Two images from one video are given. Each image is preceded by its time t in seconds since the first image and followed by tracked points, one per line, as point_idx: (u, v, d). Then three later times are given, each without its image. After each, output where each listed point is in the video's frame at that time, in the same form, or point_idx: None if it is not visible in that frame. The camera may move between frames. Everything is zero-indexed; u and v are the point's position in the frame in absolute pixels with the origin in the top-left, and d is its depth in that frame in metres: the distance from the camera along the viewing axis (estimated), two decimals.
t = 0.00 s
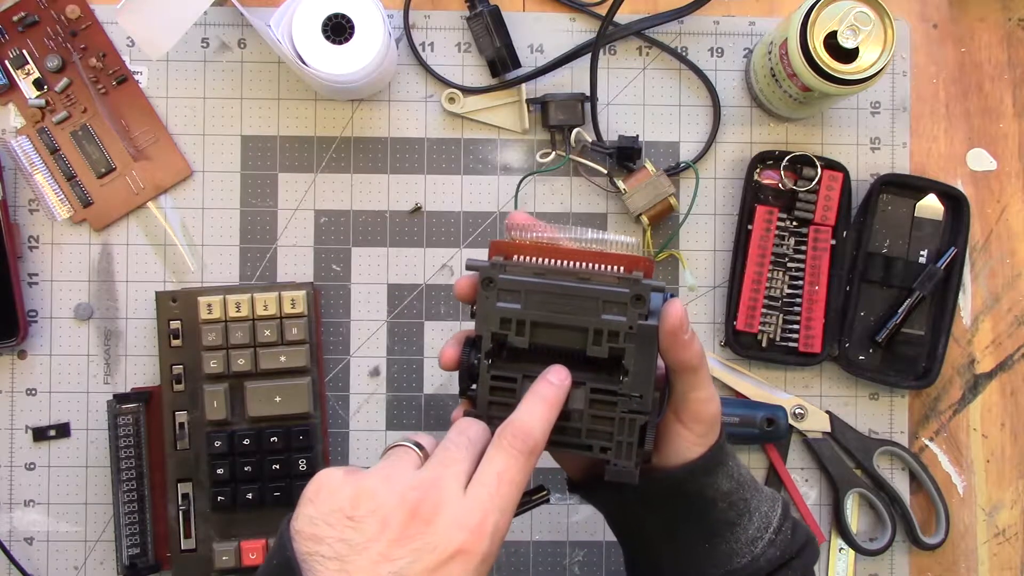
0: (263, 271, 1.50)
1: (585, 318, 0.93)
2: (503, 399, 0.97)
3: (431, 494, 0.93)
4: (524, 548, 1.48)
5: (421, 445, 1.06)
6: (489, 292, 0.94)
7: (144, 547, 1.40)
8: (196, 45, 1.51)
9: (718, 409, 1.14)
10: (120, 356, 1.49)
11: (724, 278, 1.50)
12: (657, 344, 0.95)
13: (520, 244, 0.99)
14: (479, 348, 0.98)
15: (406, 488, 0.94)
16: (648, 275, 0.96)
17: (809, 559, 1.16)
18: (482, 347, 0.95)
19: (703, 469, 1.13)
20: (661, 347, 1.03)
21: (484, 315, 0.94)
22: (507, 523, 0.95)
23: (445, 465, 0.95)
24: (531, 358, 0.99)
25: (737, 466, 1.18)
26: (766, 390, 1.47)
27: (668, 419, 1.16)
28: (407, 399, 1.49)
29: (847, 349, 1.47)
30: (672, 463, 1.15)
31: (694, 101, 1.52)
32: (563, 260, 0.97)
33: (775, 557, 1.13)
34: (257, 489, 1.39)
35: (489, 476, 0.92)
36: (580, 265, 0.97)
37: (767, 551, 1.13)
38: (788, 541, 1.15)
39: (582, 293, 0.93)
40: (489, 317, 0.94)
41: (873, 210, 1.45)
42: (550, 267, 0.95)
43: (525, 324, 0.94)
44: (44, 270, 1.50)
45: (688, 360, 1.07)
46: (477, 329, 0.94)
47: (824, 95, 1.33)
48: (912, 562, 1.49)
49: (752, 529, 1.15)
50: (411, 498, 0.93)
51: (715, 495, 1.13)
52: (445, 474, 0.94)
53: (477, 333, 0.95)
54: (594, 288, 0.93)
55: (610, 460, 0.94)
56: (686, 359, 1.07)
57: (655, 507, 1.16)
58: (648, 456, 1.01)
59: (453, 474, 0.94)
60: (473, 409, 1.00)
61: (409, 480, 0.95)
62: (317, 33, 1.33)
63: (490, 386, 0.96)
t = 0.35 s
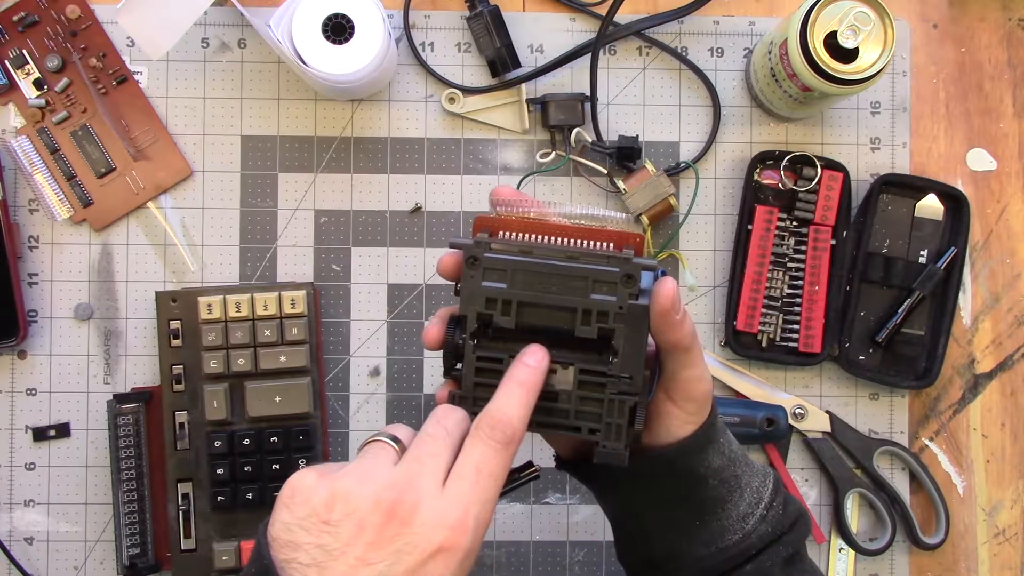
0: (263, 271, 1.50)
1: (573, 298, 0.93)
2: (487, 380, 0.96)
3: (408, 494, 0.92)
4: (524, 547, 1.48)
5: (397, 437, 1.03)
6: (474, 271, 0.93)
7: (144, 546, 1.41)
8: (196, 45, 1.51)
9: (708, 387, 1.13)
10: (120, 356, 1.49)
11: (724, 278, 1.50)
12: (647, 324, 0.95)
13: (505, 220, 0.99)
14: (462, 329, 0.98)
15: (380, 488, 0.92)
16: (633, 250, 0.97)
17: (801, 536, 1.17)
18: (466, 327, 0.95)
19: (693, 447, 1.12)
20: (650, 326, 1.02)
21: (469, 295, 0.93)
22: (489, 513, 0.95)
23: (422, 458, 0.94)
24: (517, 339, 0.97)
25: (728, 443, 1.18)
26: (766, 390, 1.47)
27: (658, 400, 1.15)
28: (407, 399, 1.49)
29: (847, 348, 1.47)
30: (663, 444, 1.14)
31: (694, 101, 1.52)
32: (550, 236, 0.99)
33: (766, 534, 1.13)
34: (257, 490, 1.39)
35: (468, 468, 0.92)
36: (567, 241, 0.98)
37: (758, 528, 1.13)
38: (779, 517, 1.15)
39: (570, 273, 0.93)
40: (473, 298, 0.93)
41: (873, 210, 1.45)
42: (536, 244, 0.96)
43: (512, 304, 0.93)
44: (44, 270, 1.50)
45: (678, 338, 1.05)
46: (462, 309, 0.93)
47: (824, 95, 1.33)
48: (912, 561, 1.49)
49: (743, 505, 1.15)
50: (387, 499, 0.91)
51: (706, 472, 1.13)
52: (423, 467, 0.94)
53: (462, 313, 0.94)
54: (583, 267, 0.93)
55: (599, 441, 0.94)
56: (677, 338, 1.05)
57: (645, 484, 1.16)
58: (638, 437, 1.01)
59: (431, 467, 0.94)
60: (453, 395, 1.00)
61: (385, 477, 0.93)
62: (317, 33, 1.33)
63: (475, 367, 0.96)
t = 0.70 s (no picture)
0: (263, 271, 1.50)
1: (594, 320, 0.92)
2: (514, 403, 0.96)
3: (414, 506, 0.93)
4: (524, 547, 1.48)
5: (416, 456, 1.06)
6: (493, 299, 0.93)
7: (145, 547, 1.41)
8: (196, 45, 1.51)
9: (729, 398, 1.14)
10: (120, 356, 1.49)
11: (724, 278, 1.50)
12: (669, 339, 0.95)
13: (520, 245, 0.99)
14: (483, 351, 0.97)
15: (389, 499, 0.93)
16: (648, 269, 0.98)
17: (818, 537, 1.16)
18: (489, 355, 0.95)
19: (714, 449, 1.13)
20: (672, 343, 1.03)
21: (490, 323, 0.93)
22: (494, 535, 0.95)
23: (434, 473, 0.96)
24: (542, 362, 0.97)
25: (749, 441, 1.18)
26: (766, 390, 1.47)
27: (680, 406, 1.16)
28: (407, 399, 1.49)
29: (847, 349, 1.47)
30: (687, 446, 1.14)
31: (694, 101, 1.52)
32: (568, 258, 0.99)
33: (786, 532, 1.13)
34: (257, 490, 1.39)
35: (474, 484, 0.93)
36: (582, 263, 0.98)
37: (778, 526, 1.13)
38: (799, 516, 1.15)
39: (588, 295, 0.92)
40: (493, 323, 0.93)
41: (873, 210, 1.45)
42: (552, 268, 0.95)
43: (533, 329, 0.93)
44: (44, 270, 1.50)
45: (700, 353, 1.06)
46: (483, 337, 0.93)
47: (824, 95, 1.33)
48: (912, 562, 1.49)
49: (763, 504, 1.14)
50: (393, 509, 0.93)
51: (729, 470, 1.13)
52: (433, 482, 0.95)
53: (484, 340, 0.94)
54: (601, 289, 0.92)
55: (627, 454, 0.94)
56: (698, 352, 1.06)
57: (668, 482, 1.16)
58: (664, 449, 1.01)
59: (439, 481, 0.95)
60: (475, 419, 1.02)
61: (396, 488, 0.95)
62: (317, 33, 1.33)
63: (501, 390, 0.96)
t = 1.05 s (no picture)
0: (263, 271, 1.50)
1: (587, 315, 0.92)
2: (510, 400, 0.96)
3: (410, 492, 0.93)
4: (524, 547, 1.48)
5: (411, 447, 1.06)
6: (490, 294, 0.94)
7: (144, 547, 1.40)
8: (196, 45, 1.51)
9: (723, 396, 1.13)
10: (120, 356, 1.49)
11: (724, 278, 1.50)
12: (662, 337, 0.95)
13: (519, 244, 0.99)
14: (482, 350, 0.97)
15: (381, 488, 0.94)
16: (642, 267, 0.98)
17: (815, 540, 1.16)
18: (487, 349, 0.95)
19: (710, 451, 1.12)
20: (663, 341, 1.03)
21: (486, 318, 0.93)
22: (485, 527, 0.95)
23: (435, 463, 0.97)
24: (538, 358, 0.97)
25: (745, 445, 1.17)
26: (766, 390, 1.47)
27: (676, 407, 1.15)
28: (407, 399, 1.49)
29: (847, 348, 1.47)
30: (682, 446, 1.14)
31: (694, 102, 1.52)
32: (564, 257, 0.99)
33: (782, 537, 1.12)
34: (257, 490, 1.39)
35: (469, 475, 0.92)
36: (580, 260, 0.98)
37: (774, 531, 1.13)
38: (795, 521, 1.14)
39: (582, 291, 0.92)
40: (491, 318, 0.93)
41: (873, 210, 1.45)
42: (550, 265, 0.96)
43: (528, 323, 0.93)
44: (44, 270, 1.50)
45: (692, 351, 1.06)
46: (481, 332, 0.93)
47: (824, 95, 1.33)
48: (912, 561, 1.49)
49: (759, 508, 1.14)
50: (388, 496, 0.93)
51: (724, 474, 1.13)
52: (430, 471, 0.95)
53: (480, 335, 0.94)
54: (594, 285, 0.93)
55: (621, 451, 0.93)
56: (691, 350, 1.06)
57: (665, 483, 1.16)
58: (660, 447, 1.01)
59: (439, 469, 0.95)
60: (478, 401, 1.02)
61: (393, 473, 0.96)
62: (317, 33, 1.34)
63: (497, 386, 0.96)
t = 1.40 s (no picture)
0: (263, 271, 1.50)
1: (592, 312, 0.92)
2: (516, 394, 0.94)
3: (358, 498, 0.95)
4: (524, 547, 1.48)
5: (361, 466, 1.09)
6: (498, 289, 0.93)
7: (145, 546, 1.40)
8: (196, 45, 1.51)
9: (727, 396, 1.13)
10: (120, 356, 1.49)
11: (724, 278, 1.51)
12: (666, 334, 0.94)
13: (528, 240, 0.99)
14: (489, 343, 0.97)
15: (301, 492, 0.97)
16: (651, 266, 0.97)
17: (819, 542, 1.17)
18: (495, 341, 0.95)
19: (715, 452, 1.12)
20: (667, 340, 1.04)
21: (493, 312, 0.93)
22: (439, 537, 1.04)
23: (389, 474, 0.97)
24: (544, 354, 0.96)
25: (750, 449, 1.17)
26: (766, 390, 1.47)
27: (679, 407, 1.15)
28: (407, 399, 1.49)
29: (847, 348, 1.47)
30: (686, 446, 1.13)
31: (694, 102, 1.52)
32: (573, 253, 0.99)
33: (786, 539, 1.13)
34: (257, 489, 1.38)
35: (406, 481, 0.96)
36: (590, 258, 0.98)
37: (777, 534, 1.13)
38: (799, 524, 1.15)
39: (588, 288, 0.92)
40: (498, 312, 0.93)
41: (873, 210, 1.45)
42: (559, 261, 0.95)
43: (535, 318, 0.93)
44: (44, 270, 1.50)
45: (694, 348, 1.07)
46: (488, 325, 0.93)
47: (824, 95, 1.33)
48: (912, 561, 1.49)
49: (763, 511, 1.14)
50: (324, 505, 0.94)
51: (728, 475, 1.13)
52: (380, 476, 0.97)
53: (487, 328, 0.94)
54: (601, 282, 0.92)
55: (623, 448, 0.93)
56: (694, 348, 1.07)
57: (669, 484, 1.15)
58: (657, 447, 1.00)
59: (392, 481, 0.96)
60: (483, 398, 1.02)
61: (341, 483, 0.98)
62: (317, 33, 1.34)
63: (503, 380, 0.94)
